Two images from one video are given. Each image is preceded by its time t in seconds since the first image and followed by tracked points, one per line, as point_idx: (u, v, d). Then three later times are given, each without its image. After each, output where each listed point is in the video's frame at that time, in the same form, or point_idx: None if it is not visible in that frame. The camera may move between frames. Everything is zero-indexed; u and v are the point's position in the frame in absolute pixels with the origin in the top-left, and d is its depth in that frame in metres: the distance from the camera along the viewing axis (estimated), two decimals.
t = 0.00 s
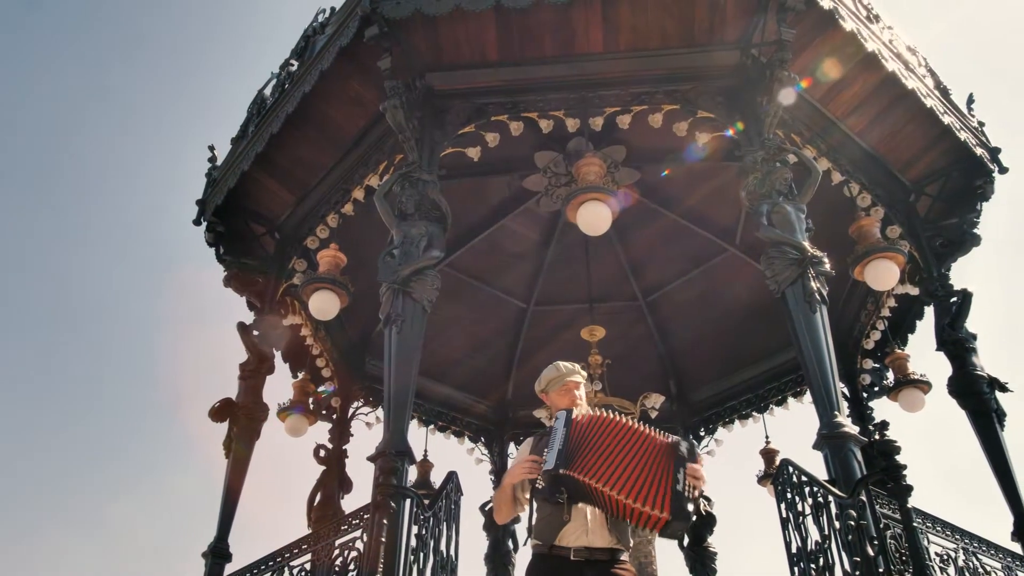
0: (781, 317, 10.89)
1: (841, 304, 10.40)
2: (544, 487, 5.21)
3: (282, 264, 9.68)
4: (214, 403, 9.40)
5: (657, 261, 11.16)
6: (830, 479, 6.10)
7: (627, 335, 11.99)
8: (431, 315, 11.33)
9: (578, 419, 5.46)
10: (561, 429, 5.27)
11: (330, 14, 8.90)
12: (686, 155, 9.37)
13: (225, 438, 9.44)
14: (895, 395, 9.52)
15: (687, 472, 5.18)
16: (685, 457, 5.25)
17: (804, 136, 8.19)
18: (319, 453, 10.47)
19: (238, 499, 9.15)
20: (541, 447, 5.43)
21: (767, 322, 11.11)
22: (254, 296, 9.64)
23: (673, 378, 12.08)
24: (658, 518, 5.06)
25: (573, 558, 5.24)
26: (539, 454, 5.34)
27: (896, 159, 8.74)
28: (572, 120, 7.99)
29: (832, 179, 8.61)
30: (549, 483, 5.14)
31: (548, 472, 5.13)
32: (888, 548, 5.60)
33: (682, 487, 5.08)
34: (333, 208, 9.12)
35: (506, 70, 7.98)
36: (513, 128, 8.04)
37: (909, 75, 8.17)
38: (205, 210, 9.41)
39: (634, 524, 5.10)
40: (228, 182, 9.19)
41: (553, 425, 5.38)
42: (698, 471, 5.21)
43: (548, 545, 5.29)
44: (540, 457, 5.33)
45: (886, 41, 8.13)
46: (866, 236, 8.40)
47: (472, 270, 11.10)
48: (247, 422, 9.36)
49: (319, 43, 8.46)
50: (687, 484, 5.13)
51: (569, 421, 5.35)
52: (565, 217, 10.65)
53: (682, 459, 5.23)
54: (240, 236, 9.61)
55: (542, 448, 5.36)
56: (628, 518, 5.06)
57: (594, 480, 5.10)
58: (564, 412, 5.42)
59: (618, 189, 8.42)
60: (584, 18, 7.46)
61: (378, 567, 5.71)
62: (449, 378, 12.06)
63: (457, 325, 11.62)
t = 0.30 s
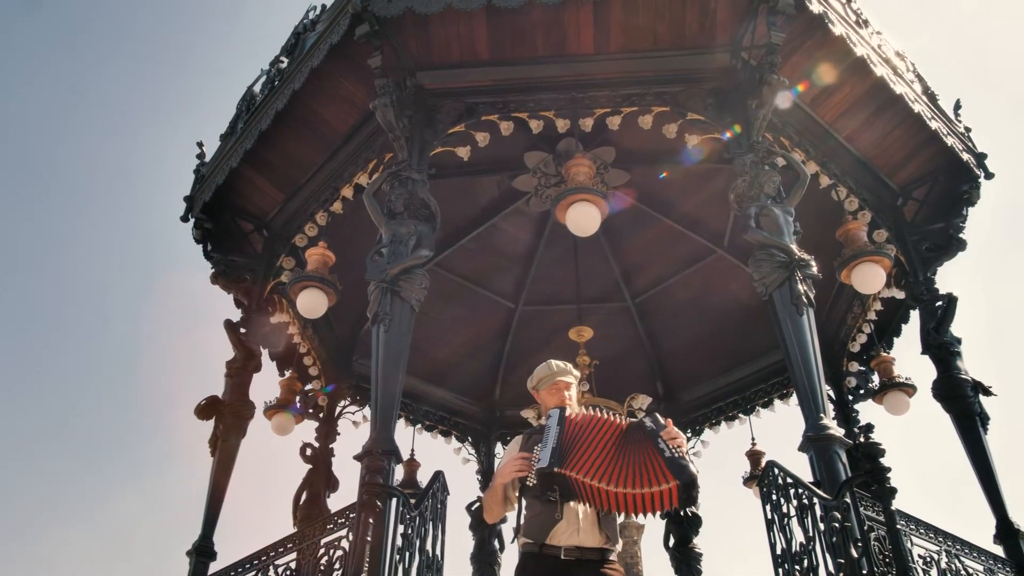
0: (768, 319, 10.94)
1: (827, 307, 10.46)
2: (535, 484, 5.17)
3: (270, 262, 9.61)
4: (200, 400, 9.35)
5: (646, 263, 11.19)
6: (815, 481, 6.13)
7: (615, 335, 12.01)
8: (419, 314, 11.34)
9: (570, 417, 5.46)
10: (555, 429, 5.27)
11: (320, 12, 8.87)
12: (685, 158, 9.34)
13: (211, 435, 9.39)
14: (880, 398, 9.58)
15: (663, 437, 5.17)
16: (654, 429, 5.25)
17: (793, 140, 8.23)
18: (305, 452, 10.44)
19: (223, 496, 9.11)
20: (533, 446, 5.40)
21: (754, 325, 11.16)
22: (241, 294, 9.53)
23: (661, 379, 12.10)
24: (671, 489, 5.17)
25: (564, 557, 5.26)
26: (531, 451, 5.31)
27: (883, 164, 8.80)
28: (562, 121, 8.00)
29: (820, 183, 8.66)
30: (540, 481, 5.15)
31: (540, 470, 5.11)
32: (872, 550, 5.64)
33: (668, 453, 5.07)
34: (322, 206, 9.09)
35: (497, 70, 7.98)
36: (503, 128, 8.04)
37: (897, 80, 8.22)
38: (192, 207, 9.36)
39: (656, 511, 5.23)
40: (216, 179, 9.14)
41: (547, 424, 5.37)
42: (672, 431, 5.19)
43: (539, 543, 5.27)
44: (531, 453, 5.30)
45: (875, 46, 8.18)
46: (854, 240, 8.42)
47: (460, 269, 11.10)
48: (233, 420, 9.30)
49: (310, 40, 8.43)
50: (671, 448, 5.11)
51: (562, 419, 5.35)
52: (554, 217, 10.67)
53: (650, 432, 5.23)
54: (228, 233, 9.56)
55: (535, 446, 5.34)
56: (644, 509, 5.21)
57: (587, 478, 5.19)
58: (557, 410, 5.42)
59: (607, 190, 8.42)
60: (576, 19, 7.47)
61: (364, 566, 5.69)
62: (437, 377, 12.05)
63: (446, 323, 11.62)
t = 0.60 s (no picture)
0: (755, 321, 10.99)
1: (814, 310, 10.51)
2: (523, 484, 5.17)
3: (258, 259, 9.57)
4: (186, 397, 9.29)
5: (634, 263, 11.21)
6: (800, 483, 6.15)
7: (602, 336, 12.03)
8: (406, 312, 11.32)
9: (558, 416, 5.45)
10: (545, 428, 5.25)
11: (311, 8, 8.84)
12: (682, 160, 9.34)
13: (196, 433, 9.34)
14: (865, 400, 9.64)
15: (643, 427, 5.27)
16: (631, 420, 5.36)
17: (782, 143, 8.27)
18: (291, 450, 10.40)
19: (208, 494, 9.06)
20: (520, 446, 5.40)
21: (741, 326, 11.20)
22: (228, 291, 9.47)
23: (648, 380, 12.13)
24: (656, 476, 5.29)
25: (552, 556, 5.26)
26: (520, 451, 5.28)
27: (871, 168, 8.85)
28: (552, 121, 8.00)
29: (807, 186, 8.71)
30: (530, 482, 5.14)
31: (530, 470, 5.11)
32: (855, 552, 5.67)
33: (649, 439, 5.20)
34: (310, 203, 9.05)
35: (488, 70, 7.98)
36: (493, 127, 8.04)
37: (885, 85, 8.27)
38: (180, 203, 9.31)
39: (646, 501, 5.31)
40: (204, 175, 9.09)
41: (536, 424, 5.34)
42: (651, 418, 5.29)
43: (527, 543, 5.28)
44: (520, 453, 5.27)
45: (863, 50, 8.23)
46: (840, 243, 8.47)
47: (449, 268, 11.11)
48: (218, 417, 9.24)
49: (300, 37, 8.40)
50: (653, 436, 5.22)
51: (551, 418, 5.33)
52: (543, 217, 10.68)
53: (630, 424, 5.33)
54: (216, 229, 9.51)
55: (524, 446, 5.31)
56: (636, 500, 5.25)
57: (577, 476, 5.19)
58: (545, 410, 5.40)
59: (597, 191, 8.42)
60: (567, 19, 7.48)
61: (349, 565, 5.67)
62: (424, 376, 12.03)
63: (433, 322, 11.61)
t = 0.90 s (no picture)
0: (742, 323, 11.04)
1: (800, 313, 10.57)
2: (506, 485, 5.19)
3: (245, 256, 9.52)
4: (171, 394, 9.24)
5: (622, 265, 11.24)
6: (784, 484, 6.18)
7: (590, 336, 12.05)
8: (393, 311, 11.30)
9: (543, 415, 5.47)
10: (529, 428, 5.26)
11: (301, 5, 8.81)
12: (682, 163, 9.29)
13: (180, 430, 9.28)
14: (850, 403, 9.69)
15: (621, 421, 5.27)
16: (608, 415, 5.33)
17: (770, 147, 8.31)
18: (277, 448, 10.36)
19: (192, 492, 9.00)
20: (504, 445, 5.40)
21: (728, 328, 11.24)
22: (214, 288, 9.40)
23: (634, 381, 12.15)
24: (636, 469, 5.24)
25: (536, 556, 5.26)
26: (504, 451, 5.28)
27: (857, 172, 8.91)
28: (541, 121, 8.00)
29: (795, 189, 8.75)
30: (514, 482, 5.16)
31: (514, 470, 5.12)
32: (838, 553, 5.70)
33: (625, 431, 5.20)
34: (298, 200, 9.01)
35: (478, 69, 7.97)
36: (483, 127, 8.04)
37: (873, 90, 8.32)
38: (166, 198, 9.25)
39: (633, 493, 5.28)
40: (191, 171, 9.04)
41: (520, 423, 5.36)
42: (627, 412, 5.31)
43: (511, 543, 5.28)
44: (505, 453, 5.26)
45: (852, 55, 8.28)
46: (827, 246, 8.53)
47: (437, 267, 11.10)
48: (203, 415, 9.18)
49: (290, 33, 8.37)
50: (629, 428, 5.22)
51: (535, 418, 5.34)
52: (531, 217, 10.69)
53: (606, 418, 5.31)
54: (202, 225, 9.45)
55: (508, 446, 5.32)
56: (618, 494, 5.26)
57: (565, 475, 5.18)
58: (530, 410, 5.41)
59: (586, 191, 8.43)
60: (557, 20, 7.49)
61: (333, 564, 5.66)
62: (411, 375, 12.01)
63: (420, 321, 11.60)
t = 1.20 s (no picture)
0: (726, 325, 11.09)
1: (784, 316, 10.63)
2: (490, 485, 5.18)
3: (230, 252, 9.47)
4: (153, 391, 9.18)
5: (608, 266, 11.26)
6: (766, 486, 6.21)
7: (575, 337, 12.07)
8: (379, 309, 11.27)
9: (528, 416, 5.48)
10: (513, 429, 5.28)
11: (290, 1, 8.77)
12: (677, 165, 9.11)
13: (163, 427, 9.22)
14: (832, 406, 9.76)
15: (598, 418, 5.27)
16: (586, 413, 5.31)
17: (756, 150, 8.36)
18: (260, 446, 10.31)
19: (173, 489, 8.94)
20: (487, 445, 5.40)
21: (712, 331, 11.29)
22: (198, 285, 9.34)
23: (619, 383, 12.19)
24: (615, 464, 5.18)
25: (519, 555, 5.27)
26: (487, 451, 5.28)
27: (843, 177, 8.97)
28: (529, 122, 8.01)
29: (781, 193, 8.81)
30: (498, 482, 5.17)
31: (498, 470, 5.12)
32: (818, 556, 5.72)
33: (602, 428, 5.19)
34: (285, 197, 8.97)
35: (466, 68, 7.97)
36: (471, 127, 8.04)
37: (859, 95, 8.38)
38: (151, 194, 9.18)
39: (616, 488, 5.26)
40: (177, 166, 8.97)
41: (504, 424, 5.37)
42: (605, 409, 5.31)
43: (494, 543, 5.29)
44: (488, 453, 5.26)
45: (838, 61, 8.33)
46: (811, 250, 8.59)
47: (423, 266, 11.09)
48: (186, 412, 9.12)
49: (278, 29, 8.33)
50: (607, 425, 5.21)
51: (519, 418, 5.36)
52: (518, 218, 10.70)
53: (583, 416, 5.29)
54: (187, 221, 9.40)
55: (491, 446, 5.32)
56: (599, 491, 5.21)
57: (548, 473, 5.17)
58: (514, 411, 5.42)
59: (573, 192, 8.44)
60: (547, 21, 7.49)
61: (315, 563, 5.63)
62: (396, 374, 11.99)
63: (406, 320, 11.58)
